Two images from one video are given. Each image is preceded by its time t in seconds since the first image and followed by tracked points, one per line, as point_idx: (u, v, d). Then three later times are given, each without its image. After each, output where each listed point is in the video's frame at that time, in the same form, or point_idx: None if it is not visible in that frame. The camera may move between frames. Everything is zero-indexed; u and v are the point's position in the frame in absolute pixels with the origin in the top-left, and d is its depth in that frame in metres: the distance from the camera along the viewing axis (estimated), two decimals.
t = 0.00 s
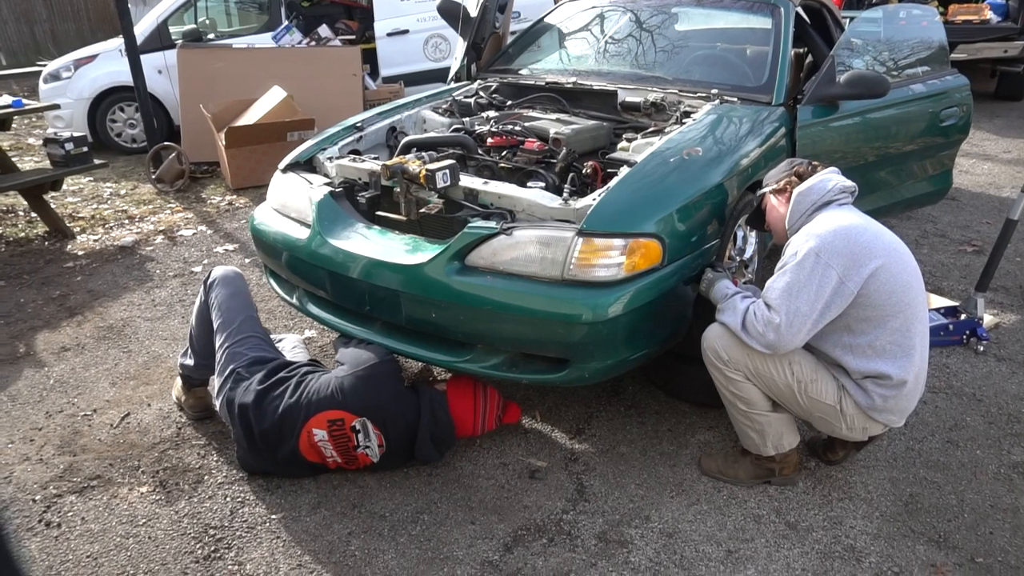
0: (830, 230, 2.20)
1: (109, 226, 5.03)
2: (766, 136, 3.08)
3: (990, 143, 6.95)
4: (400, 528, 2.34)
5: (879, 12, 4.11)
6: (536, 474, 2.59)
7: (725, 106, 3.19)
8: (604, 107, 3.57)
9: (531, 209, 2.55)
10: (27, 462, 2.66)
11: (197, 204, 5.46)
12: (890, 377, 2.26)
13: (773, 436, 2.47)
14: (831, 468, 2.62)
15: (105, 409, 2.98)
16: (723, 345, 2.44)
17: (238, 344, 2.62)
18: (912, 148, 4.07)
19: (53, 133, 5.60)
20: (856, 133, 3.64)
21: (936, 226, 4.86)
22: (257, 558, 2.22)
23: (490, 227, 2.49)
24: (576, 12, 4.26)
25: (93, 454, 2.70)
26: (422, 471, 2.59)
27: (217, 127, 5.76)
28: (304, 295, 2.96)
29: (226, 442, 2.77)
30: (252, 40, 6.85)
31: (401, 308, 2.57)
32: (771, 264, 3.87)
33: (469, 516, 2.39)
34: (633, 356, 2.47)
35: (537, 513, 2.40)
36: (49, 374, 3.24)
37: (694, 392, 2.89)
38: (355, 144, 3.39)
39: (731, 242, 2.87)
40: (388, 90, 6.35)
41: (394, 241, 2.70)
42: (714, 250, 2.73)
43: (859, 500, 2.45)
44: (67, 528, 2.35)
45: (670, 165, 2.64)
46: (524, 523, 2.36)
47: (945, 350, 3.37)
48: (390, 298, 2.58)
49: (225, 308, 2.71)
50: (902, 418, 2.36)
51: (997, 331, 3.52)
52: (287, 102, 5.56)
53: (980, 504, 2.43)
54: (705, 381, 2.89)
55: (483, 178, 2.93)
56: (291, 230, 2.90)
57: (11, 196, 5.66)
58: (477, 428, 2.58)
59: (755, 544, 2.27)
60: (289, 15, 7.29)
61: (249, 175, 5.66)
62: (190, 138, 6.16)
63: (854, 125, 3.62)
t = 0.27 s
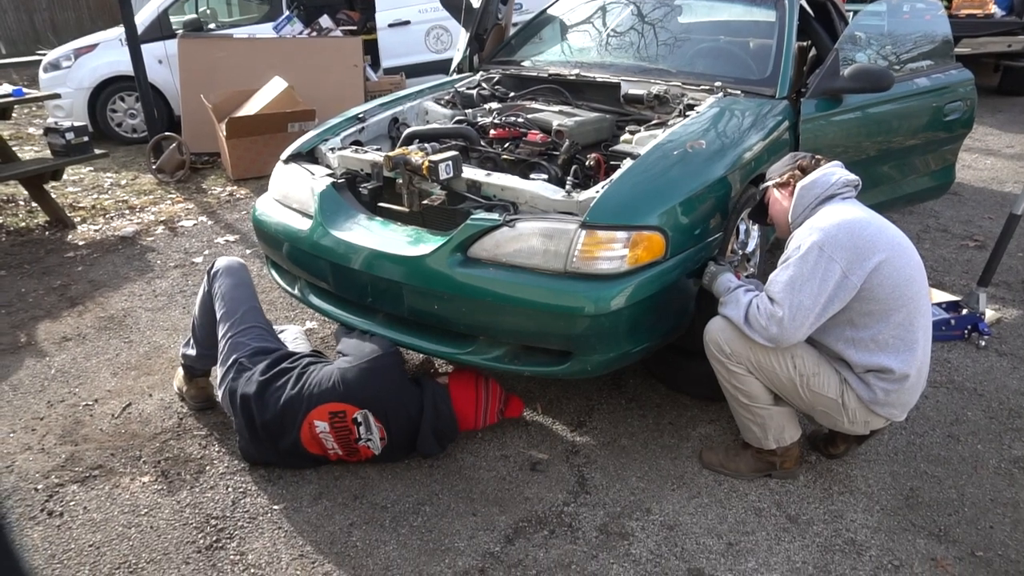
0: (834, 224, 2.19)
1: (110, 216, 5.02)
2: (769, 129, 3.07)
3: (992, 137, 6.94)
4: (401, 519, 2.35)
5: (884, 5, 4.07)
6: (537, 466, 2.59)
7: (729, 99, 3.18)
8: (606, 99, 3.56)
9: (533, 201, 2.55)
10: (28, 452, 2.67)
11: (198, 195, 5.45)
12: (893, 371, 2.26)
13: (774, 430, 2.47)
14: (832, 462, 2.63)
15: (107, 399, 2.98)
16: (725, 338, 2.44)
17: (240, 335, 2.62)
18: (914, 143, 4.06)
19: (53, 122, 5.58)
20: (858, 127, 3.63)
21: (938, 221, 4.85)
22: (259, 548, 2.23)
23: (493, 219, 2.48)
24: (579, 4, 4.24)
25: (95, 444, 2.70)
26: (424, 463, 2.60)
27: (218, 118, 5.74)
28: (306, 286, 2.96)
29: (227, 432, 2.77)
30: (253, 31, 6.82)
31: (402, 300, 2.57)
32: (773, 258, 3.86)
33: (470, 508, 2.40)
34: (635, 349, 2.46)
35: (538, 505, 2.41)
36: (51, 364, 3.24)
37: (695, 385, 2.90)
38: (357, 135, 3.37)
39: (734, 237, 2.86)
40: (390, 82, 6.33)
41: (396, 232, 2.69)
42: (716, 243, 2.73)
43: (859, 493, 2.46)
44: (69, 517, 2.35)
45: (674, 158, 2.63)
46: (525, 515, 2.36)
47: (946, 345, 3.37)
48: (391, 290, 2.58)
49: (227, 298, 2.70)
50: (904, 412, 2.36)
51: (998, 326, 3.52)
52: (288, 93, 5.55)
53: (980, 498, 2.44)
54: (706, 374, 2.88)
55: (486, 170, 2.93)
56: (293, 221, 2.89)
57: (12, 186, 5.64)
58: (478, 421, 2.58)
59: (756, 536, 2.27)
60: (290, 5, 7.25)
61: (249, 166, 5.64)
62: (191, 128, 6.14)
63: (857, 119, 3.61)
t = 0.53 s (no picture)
0: (834, 219, 2.19)
1: (108, 211, 5.00)
2: (769, 124, 3.07)
3: (991, 133, 6.93)
4: (401, 514, 2.35)
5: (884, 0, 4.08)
6: (537, 462, 2.59)
7: (729, 94, 3.17)
8: (606, 94, 3.55)
9: (533, 196, 2.54)
10: (27, 447, 2.66)
11: (196, 189, 5.43)
12: (892, 365, 2.27)
13: (773, 425, 2.47)
14: (831, 457, 2.63)
15: (105, 394, 2.97)
16: (725, 333, 2.43)
17: (238, 330, 2.61)
18: (914, 138, 4.06)
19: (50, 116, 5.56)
20: (858, 122, 3.63)
21: (937, 216, 4.85)
22: (259, 543, 2.23)
23: (492, 214, 2.47)
24: None
25: (94, 439, 2.70)
26: (423, 458, 2.60)
27: (216, 112, 5.73)
28: (305, 281, 2.95)
29: (226, 427, 2.76)
30: (251, 24, 6.80)
31: (401, 295, 2.56)
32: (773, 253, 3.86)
33: (469, 503, 2.40)
34: (634, 345, 2.46)
35: (538, 500, 2.41)
36: (49, 359, 3.23)
37: (695, 380, 2.89)
38: (355, 130, 3.36)
39: (733, 232, 2.86)
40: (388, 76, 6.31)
41: (395, 227, 2.69)
42: (716, 238, 2.72)
43: (858, 488, 2.46)
44: (68, 512, 2.35)
45: (674, 153, 2.63)
46: (525, 510, 2.36)
47: (945, 340, 3.37)
48: (391, 285, 2.57)
49: (226, 293, 2.69)
50: (904, 406, 2.37)
51: (997, 322, 3.53)
52: (286, 87, 5.53)
53: (979, 493, 2.44)
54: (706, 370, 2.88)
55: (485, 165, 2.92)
56: (292, 216, 2.88)
57: (9, 180, 5.62)
58: (477, 416, 2.56)
59: (755, 531, 2.27)
60: None
61: (248, 160, 5.63)
62: (189, 123, 6.12)
63: (856, 114, 3.61)
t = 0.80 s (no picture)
0: (832, 216, 2.19)
1: (104, 208, 4.99)
2: (766, 121, 3.07)
3: (987, 128, 6.94)
4: (398, 512, 2.35)
5: None
6: (534, 459, 2.59)
7: (726, 90, 3.17)
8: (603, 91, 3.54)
9: (531, 193, 2.54)
10: (23, 445, 2.66)
11: (192, 186, 5.42)
12: (890, 362, 2.27)
13: (771, 422, 2.48)
14: (828, 453, 2.63)
15: (102, 392, 2.97)
16: (722, 330, 2.44)
17: (235, 328, 2.61)
18: (911, 134, 4.06)
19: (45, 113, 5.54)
20: (855, 118, 3.63)
21: (933, 212, 4.86)
22: (256, 541, 2.23)
23: (490, 212, 2.47)
24: None
25: (90, 437, 2.69)
26: (421, 456, 2.60)
27: (212, 108, 5.71)
28: (302, 279, 2.95)
29: (223, 425, 2.76)
30: (247, 21, 6.78)
31: (399, 292, 2.56)
32: (770, 250, 3.86)
33: (467, 500, 2.40)
34: (632, 342, 2.46)
35: (536, 497, 2.41)
36: (45, 356, 3.22)
37: (692, 377, 2.90)
38: (352, 126, 3.35)
39: (730, 228, 2.86)
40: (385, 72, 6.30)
41: (392, 224, 2.68)
42: (713, 235, 2.73)
43: (855, 484, 2.47)
44: (66, 510, 2.35)
45: (671, 149, 2.63)
46: (523, 507, 2.37)
47: (942, 336, 3.38)
48: (388, 282, 2.57)
49: (222, 291, 2.69)
50: (901, 403, 2.37)
51: (993, 317, 3.53)
52: (282, 83, 5.52)
53: (975, 489, 2.45)
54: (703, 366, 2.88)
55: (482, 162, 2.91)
56: (288, 213, 2.88)
57: (4, 177, 5.60)
58: (474, 415, 2.57)
59: (752, 528, 2.28)
60: None
61: (244, 157, 5.61)
62: (185, 119, 6.10)
63: (853, 111, 3.61)
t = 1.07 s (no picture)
0: (821, 218, 2.19)
1: (96, 205, 4.96)
2: (760, 121, 3.07)
3: (980, 129, 6.96)
4: (390, 512, 2.34)
5: None
6: (527, 458, 2.59)
7: (720, 90, 3.17)
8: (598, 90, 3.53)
9: (524, 192, 2.53)
10: (13, 444, 2.64)
11: (185, 184, 5.40)
12: (879, 364, 2.28)
13: (763, 421, 2.48)
14: (820, 453, 2.64)
15: (93, 391, 2.95)
16: (713, 330, 2.44)
17: (227, 327, 2.60)
18: (904, 134, 4.07)
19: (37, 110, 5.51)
20: (849, 119, 3.63)
21: (927, 212, 4.87)
22: (247, 541, 2.22)
23: (483, 211, 2.47)
24: None
25: (81, 436, 2.68)
26: (413, 455, 2.59)
27: (205, 106, 5.69)
28: (294, 278, 2.94)
29: (215, 424, 2.75)
30: (241, 18, 6.75)
31: (391, 291, 2.55)
32: (764, 250, 3.87)
33: (460, 500, 2.39)
34: (625, 342, 2.46)
35: (528, 497, 2.40)
36: (36, 355, 3.21)
37: (685, 377, 2.90)
38: (346, 125, 3.34)
39: (724, 228, 2.87)
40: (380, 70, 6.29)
41: (385, 223, 2.67)
42: (707, 235, 2.73)
43: (847, 484, 2.47)
44: (55, 510, 2.33)
45: (664, 149, 2.62)
46: (515, 507, 2.36)
47: (934, 336, 3.39)
48: (381, 282, 2.56)
49: (214, 290, 2.68)
50: (890, 404, 2.38)
51: (985, 318, 3.55)
52: (276, 81, 5.50)
53: (966, 489, 2.46)
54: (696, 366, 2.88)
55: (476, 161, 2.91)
56: (281, 212, 2.87)
57: None
58: (467, 415, 2.55)
59: (744, 528, 2.28)
60: None
61: (238, 155, 5.59)
62: (178, 117, 6.08)
63: (847, 111, 3.62)
